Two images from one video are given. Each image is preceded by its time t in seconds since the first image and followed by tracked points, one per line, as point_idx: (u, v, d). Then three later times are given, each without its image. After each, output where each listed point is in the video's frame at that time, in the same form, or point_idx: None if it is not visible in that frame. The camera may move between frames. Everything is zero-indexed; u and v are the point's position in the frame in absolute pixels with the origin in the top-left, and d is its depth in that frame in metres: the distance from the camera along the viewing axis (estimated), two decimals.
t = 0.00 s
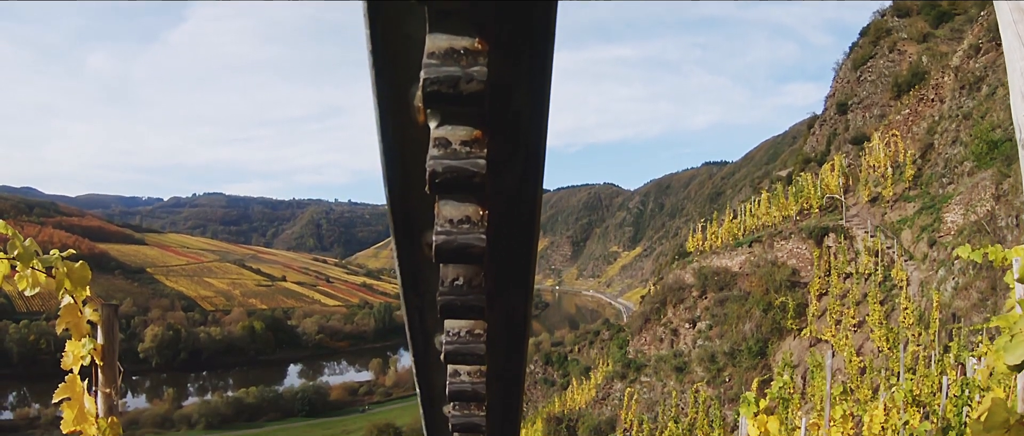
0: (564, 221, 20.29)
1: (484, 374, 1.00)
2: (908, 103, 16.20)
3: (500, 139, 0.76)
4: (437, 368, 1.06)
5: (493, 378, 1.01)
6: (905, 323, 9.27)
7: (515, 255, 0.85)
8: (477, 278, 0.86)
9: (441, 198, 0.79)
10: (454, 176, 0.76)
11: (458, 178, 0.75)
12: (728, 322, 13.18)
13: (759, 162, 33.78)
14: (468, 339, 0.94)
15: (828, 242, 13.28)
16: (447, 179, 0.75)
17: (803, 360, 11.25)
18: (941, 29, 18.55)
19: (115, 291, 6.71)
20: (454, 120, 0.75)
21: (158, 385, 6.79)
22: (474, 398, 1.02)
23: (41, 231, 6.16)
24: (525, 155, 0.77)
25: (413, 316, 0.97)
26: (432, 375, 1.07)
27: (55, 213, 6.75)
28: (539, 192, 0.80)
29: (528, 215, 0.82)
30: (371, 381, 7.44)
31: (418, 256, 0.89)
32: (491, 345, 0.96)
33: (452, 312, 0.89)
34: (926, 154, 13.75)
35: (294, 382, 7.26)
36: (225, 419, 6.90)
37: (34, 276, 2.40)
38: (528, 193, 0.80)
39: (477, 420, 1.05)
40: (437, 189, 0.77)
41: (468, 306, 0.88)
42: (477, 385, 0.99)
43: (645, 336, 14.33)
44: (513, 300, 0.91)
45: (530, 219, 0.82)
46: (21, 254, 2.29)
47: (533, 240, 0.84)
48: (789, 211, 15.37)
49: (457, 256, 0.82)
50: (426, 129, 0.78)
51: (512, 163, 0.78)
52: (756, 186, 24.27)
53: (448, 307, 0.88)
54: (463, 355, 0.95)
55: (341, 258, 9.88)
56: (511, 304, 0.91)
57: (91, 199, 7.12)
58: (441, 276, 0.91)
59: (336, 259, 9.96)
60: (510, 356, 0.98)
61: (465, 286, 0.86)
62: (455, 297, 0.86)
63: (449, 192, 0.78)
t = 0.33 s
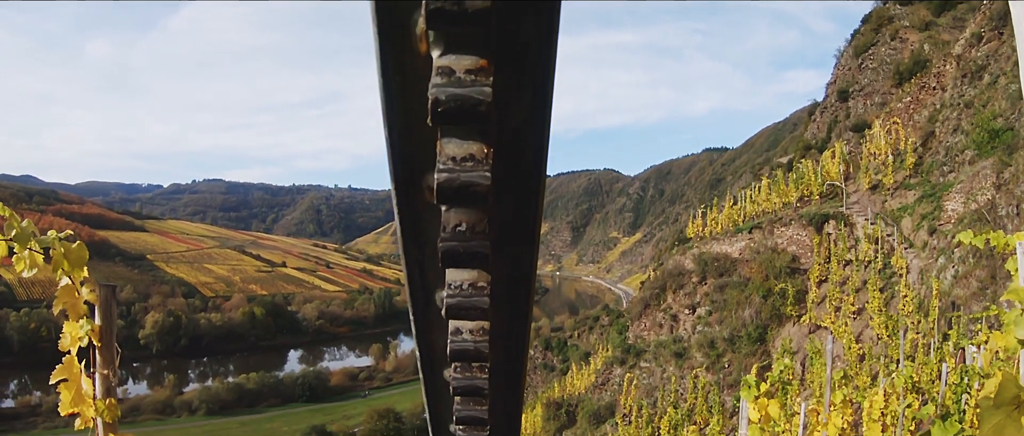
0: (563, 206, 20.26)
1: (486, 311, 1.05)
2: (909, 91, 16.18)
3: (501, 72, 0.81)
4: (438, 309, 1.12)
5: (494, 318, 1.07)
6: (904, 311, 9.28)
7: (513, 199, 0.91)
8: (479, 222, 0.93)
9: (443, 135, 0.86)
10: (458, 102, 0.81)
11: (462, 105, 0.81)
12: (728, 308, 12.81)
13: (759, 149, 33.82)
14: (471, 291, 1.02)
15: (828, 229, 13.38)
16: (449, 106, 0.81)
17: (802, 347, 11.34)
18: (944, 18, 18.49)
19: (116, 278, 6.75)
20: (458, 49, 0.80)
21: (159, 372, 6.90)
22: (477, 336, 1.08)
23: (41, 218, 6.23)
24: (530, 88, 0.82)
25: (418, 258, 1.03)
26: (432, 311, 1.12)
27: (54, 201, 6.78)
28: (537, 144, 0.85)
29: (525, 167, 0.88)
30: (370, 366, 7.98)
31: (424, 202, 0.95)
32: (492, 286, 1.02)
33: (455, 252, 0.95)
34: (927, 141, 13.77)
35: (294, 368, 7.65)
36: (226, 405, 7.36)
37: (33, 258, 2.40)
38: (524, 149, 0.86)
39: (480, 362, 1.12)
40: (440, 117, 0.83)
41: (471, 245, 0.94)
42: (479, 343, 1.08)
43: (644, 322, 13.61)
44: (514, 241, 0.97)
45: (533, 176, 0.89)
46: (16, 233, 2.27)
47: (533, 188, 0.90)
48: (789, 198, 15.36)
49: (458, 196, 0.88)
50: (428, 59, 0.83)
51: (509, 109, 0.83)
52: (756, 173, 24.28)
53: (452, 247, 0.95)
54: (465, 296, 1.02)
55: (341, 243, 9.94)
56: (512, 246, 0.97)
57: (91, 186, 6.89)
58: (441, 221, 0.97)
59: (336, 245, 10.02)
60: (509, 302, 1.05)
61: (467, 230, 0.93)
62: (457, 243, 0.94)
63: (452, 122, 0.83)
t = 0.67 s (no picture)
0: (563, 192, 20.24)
1: (483, 291, 0.84)
2: (910, 79, 16.18)
3: None
4: (432, 286, 0.89)
5: (494, 302, 0.86)
6: (903, 298, 9.25)
7: (521, 150, 0.67)
8: (478, 165, 0.69)
9: (435, 60, 0.62)
10: (453, 27, 0.58)
11: (458, 29, 0.58)
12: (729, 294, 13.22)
13: (760, 136, 33.79)
14: (466, 243, 0.77)
15: (828, 216, 13.17)
16: (444, 29, 0.58)
17: (801, 334, 11.38)
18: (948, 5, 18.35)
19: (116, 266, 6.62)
20: None
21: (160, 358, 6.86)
22: (473, 319, 0.87)
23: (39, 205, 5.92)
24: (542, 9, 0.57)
25: (406, 224, 0.80)
26: (424, 286, 0.90)
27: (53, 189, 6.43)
28: (545, 68, 0.61)
29: (528, 111, 0.64)
30: (371, 352, 8.23)
31: (414, 148, 0.70)
32: (491, 257, 0.79)
33: (447, 209, 0.71)
34: (928, 130, 13.76)
35: (294, 354, 7.70)
36: (226, 391, 7.32)
37: (31, 238, 2.06)
38: (527, 84, 0.63)
39: (478, 348, 0.92)
40: (431, 44, 0.59)
41: (467, 199, 0.70)
42: (476, 302, 0.84)
43: (644, 307, 14.59)
44: (519, 203, 0.73)
45: (537, 119, 0.65)
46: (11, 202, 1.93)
47: (540, 138, 0.67)
48: (789, 185, 15.35)
49: (451, 133, 0.64)
50: None
51: (516, 30, 0.60)
52: (756, 161, 24.27)
53: (443, 203, 0.71)
54: (459, 265, 0.78)
55: (341, 229, 9.92)
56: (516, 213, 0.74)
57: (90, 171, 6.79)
58: (433, 178, 0.74)
59: (336, 231, 10.00)
60: (510, 282, 0.83)
61: (463, 174, 0.69)
62: (451, 188, 0.69)
63: (446, 51, 0.60)
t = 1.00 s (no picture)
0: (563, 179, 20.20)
1: (489, 240, 0.69)
2: (910, 67, 16.14)
3: None
4: (431, 237, 0.73)
5: (498, 255, 0.71)
6: (903, 286, 9.24)
7: (529, 86, 0.55)
8: (483, 99, 0.56)
9: None
10: None
11: None
12: (728, 280, 13.01)
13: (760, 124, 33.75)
14: (469, 186, 0.62)
15: (828, 204, 13.07)
16: None
17: (801, 321, 11.37)
18: None
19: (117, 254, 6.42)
20: None
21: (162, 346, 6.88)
22: (475, 273, 0.71)
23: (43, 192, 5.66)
24: None
25: (403, 169, 0.64)
26: (421, 235, 0.72)
27: (55, 178, 6.20)
28: None
29: (538, 46, 0.53)
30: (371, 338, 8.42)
31: (411, 82, 0.57)
32: (495, 206, 0.65)
33: (448, 149, 0.59)
34: (930, 118, 13.70)
35: (295, 340, 8.07)
36: (228, 378, 7.49)
37: (27, 220, 1.86)
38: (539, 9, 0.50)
39: (480, 307, 0.75)
40: None
41: (470, 137, 0.57)
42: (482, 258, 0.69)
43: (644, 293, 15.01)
44: (527, 146, 0.60)
45: (547, 48, 0.53)
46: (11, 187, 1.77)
47: (547, 100, 0.57)
48: (789, 172, 15.30)
49: (455, 59, 0.53)
50: None
51: None
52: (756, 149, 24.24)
53: (441, 141, 0.58)
54: (461, 211, 0.64)
55: (341, 216, 9.95)
56: (523, 156, 0.61)
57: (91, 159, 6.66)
58: (434, 121, 0.60)
59: (337, 218, 10.00)
60: (519, 229, 0.68)
61: (467, 109, 0.56)
62: (453, 124, 0.56)
63: None
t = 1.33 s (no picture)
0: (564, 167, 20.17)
1: (486, 187, 0.67)
2: (913, 55, 16.06)
3: None
4: (426, 186, 0.71)
5: (496, 204, 0.69)
6: (903, 274, 9.24)
7: (530, 17, 0.53)
8: (479, 28, 0.55)
9: None
10: None
11: None
12: (728, 268, 13.04)
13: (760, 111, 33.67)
14: (465, 123, 0.61)
15: (828, 192, 13.06)
16: None
17: (800, 308, 11.39)
18: None
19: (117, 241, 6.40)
20: None
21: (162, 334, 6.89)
22: (469, 224, 0.69)
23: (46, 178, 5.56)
24: None
25: (397, 106, 0.63)
26: (414, 181, 0.70)
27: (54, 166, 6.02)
28: None
29: None
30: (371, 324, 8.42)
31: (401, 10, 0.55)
32: (493, 144, 0.63)
33: (442, 79, 0.57)
34: (931, 107, 13.64)
35: (295, 327, 8.13)
36: (228, 365, 7.61)
37: (21, 201, 1.60)
38: None
39: (479, 261, 0.74)
40: None
41: (465, 67, 0.55)
42: (475, 201, 0.66)
43: (644, 279, 15.04)
44: (527, 81, 0.58)
45: None
46: None
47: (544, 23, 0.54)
48: (790, 159, 15.27)
49: None
50: None
51: None
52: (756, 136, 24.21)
53: (435, 71, 0.56)
54: (457, 151, 0.62)
55: (341, 203, 9.97)
56: (522, 88, 0.58)
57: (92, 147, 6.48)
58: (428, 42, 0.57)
59: (336, 204, 10.04)
60: (519, 175, 0.66)
61: (461, 36, 0.54)
62: (448, 50, 0.54)
63: None
